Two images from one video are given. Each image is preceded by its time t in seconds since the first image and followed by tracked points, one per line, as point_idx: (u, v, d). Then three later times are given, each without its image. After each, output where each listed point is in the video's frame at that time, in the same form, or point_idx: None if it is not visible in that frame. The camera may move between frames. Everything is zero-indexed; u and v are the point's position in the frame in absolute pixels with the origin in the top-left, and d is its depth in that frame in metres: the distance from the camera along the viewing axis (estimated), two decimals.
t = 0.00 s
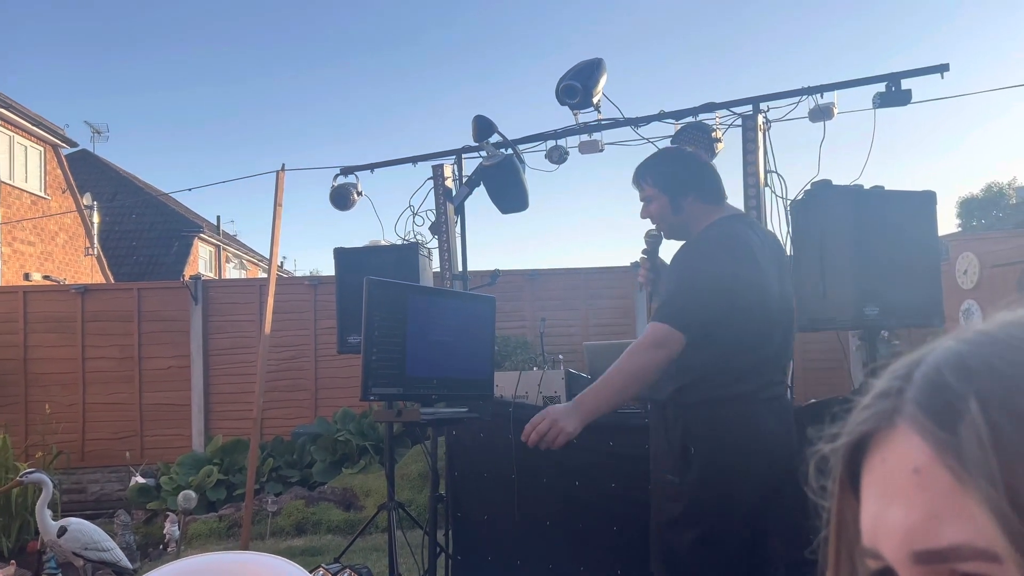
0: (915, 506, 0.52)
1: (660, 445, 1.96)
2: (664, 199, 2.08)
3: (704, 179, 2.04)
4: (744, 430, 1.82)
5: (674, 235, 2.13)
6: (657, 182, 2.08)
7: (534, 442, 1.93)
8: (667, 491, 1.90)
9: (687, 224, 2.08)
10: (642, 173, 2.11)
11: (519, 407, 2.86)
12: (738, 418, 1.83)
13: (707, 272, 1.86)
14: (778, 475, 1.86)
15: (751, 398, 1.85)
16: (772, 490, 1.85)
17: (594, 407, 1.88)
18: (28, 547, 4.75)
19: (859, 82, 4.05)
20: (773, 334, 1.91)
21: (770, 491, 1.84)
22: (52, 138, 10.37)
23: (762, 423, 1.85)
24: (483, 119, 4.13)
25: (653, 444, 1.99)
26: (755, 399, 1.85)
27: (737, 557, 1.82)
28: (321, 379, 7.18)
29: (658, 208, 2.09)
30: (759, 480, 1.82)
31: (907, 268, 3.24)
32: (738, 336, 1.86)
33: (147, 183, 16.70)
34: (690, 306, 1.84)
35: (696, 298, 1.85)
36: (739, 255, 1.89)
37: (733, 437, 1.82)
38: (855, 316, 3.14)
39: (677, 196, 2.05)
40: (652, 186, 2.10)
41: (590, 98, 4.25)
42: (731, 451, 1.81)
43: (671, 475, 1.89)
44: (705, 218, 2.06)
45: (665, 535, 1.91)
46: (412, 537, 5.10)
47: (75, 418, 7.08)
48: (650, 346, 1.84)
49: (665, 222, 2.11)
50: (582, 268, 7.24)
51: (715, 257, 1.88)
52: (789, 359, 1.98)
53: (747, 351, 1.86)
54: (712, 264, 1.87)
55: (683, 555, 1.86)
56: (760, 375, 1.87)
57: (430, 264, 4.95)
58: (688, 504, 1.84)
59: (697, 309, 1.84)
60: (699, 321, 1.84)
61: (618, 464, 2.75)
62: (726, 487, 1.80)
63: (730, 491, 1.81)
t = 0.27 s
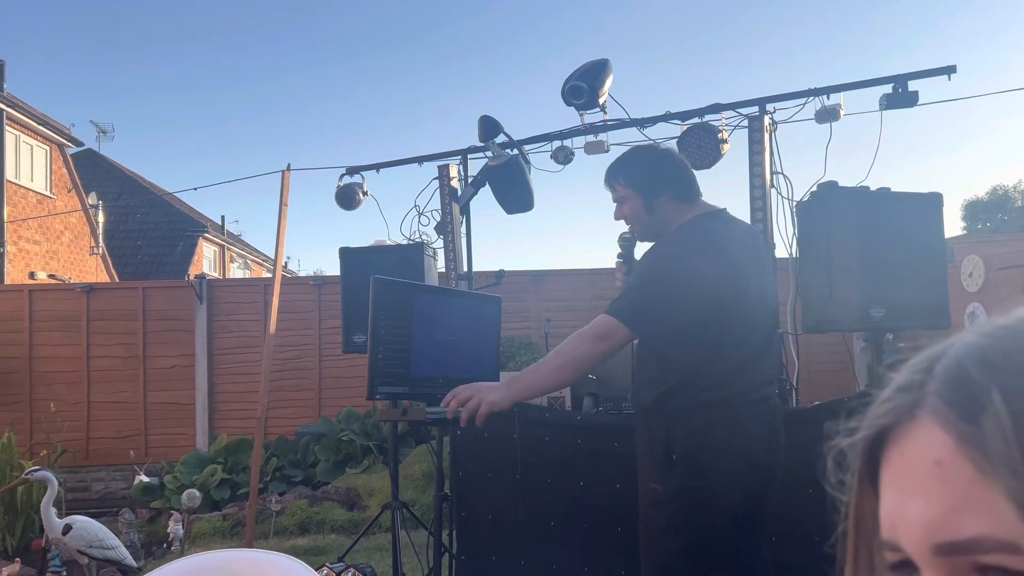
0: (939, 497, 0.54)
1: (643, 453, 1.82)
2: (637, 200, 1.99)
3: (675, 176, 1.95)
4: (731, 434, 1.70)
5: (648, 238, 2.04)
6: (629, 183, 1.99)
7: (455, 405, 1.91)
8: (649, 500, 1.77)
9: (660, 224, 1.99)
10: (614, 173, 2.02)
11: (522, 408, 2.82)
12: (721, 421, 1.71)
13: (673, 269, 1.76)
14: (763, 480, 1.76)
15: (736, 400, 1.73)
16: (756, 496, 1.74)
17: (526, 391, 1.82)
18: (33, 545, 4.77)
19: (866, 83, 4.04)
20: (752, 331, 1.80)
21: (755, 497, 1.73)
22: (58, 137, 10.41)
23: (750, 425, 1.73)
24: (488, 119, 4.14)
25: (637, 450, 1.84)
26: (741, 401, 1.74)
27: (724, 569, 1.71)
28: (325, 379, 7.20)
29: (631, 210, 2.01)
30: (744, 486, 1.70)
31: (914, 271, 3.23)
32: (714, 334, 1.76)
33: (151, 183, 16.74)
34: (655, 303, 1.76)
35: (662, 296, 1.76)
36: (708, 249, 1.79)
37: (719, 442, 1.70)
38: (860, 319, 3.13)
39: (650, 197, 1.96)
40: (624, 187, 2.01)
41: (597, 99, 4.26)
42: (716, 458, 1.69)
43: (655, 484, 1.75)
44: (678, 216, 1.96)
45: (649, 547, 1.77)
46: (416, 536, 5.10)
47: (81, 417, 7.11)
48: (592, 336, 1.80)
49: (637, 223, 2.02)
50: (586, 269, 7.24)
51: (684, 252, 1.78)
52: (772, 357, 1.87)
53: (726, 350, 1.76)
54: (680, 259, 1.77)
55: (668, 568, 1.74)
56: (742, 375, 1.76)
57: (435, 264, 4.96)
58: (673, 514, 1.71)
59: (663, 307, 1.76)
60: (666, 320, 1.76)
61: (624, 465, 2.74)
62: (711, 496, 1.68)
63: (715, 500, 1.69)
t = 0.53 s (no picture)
0: (955, 493, 0.55)
1: (644, 455, 1.84)
2: (623, 203, 1.98)
3: (662, 179, 1.94)
4: (727, 436, 1.70)
5: (636, 241, 2.03)
6: (615, 186, 1.99)
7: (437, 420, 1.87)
8: (649, 502, 1.79)
9: (647, 228, 1.98)
10: (599, 177, 2.02)
11: (527, 408, 2.87)
12: (717, 420, 1.71)
13: (660, 268, 1.76)
14: (763, 482, 1.75)
15: (731, 402, 1.73)
16: (756, 497, 1.73)
17: (497, 389, 1.79)
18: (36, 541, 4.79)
19: (873, 85, 4.04)
20: (746, 331, 1.79)
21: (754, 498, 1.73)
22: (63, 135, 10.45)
23: (747, 425, 1.73)
24: (494, 119, 4.15)
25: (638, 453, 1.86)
26: (737, 403, 1.73)
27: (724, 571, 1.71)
28: (329, 378, 7.21)
29: (618, 213, 2.00)
30: (743, 486, 1.70)
31: (919, 274, 3.23)
32: (706, 335, 1.75)
33: (156, 181, 16.78)
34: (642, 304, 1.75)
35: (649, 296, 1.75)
36: (695, 250, 1.79)
37: (715, 444, 1.70)
38: (866, 321, 3.12)
39: (635, 199, 1.96)
40: (610, 190, 2.01)
41: (602, 99, 4.26)
42: (713, 460, 1.70)
43: (655, 486, 1.77)
44: (665, 220, 1.96)
45: (650, 550, 1.79)
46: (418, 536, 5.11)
47: (85, 414, 7.13)
48: (564, 338, 1.78)
49: (625, 227, 2.01)
50: (590, 269, 7.24)
51: (672, 253, 1.78)
52: (770, 357, 1.85)
53: (719, 350, 1.75)
54: (667, 260, 1.77)
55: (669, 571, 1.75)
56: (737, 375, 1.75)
57: (439, 264, 4.97)
58: (672, 517, 1.72)
59: (652, 307, 1.76)
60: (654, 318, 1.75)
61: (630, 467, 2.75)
62: (709, 498, 1.69)
63: (713, 503, 1.69)
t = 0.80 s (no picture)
0: (965, 489, 0.56)
1: (646, 455, 1.85)
2: (621, 205, 1.99)
3: (659, 179, 1.94)
4: (727, 436, 1.71)
5: (636, 242, 2.04)
6: (612, 188, 1.99)
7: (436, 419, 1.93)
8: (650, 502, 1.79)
9: (646, 228, 1.99)
10: (597, 179, 2.02)
11: (530, 408, 2.85)
12: (717, 419, 1.72)
13: (659, 267, 1.76)
14: (764, 482, 1.75)
15: (731, 401, 1.73)
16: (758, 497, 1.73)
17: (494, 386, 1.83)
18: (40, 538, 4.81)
19: (879, 87, 4.03)
20: (746, 330, 1.80)
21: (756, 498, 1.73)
22: (69, 133, 10.48)
23: (747, 424, 1.73)
24: (499, 119, 4.15)
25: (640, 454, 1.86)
26: (737, 402, 1.74)
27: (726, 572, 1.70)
28: (332, 377, 7.22)
29: (617, 215, 2.01)
30: (743, 486, 1.70)
31: (924, 276, 3.22)
32: (705, 334, 1.76)
33: (161, 179, 16.82)
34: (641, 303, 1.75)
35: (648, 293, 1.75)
36: (693, 250, 1.79)
37: (716, 444, 1.70)
38: (871, 322, 3.11)
39: (634, 200, 1.96)
40: (608, 192, 2.01)
41: (607, 100, 4.26)
42: (714, 459, 1.70)
43: (656, 487, 1.77)
44: (663, 220, 1.96)
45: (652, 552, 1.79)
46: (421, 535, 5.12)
47: (88, 411, 7.15)
48: (561, 338, 1.79)
49: (625, 228, 2.02)
50: (593, 270, 7.25)
51: (669, 253, 1.78)
52: (770, 356, 1.86)
53: (718, 349, 1.76)
54: (665, 260, 1.77)
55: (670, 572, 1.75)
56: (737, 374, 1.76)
57: (443, 263, 4.97)
58: (673, 518, 1.72)
59: (651, 306, 1.75)
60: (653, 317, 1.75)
61: (631, 467, 2.77)
62: (710, 497, 1.68)
63: (714, 502, 1.69)
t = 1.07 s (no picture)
0: (972, 488, 0.55)
1: (651, 455, 1.85)
2: (630, 203, 1.99)
3: (668, 177, 1.94)
4: (732, 436, 1.70)
5: (644, 241, 2.04)
6: (621, 186, 1.99)
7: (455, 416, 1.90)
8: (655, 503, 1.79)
9: (655, 227, 1.99)
10: (606, 178, 2.02)
11: (533, 407, 2.88)
12: (723, 421, 1.71)
13: (666, 268, 1.75)
14: (770, 483, 1.74)
15: (736, 401, 1.73)
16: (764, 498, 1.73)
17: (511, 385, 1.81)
18: (43, 534, 4.82)
19: (884, 87, 4.02)
20: (752, 331, 1.79)
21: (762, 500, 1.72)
22: (74, 131, 10.51)
23: (753, 426, 1.73)
24: (503, 118, 4.14)
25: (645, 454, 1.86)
26: (741, 403, 1.73)
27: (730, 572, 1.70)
28: (336, 375, 7.23)
29: (626, 213, 2.01)
30: (749, 487, 1.70)
31: (930, 278, 3.21)
32: (711, 334, 1.75)
33: (165, 177, 16.86)
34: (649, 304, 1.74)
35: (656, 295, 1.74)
36: (701, 250, 1.78)
37: (720, 444, 1.70)
38: (875, 323, 3.12)
39: (643, 199, 1.96)
40: (617, 191, 2.01)
41: (612, 99, 4.26)
42: (718, 461, 1.69)
43: (661, 487, 1.77)
44: (672, 219, 1.96)
45: (656, 551, 1.79)
46: (424, 534, 5.13)
47: (92, 408, 7.17)
48: (579, 339, 1.77)
49: (634, 227, 2.01)
50: (597, 270, 7.24)
51: (677, 252, 1.78)
52: (775, 356, 1.85)
53: (723, 350, 1.75)
54: (674, 259, 1.76)
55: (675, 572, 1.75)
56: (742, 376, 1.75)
57: (447, 262, 4.97)
58: (678, 517, 1.72)
59: (658, 307, 1.75)
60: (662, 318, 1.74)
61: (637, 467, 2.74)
62: (715, 498, 1.68)
63: (719, 503, 1.68)
